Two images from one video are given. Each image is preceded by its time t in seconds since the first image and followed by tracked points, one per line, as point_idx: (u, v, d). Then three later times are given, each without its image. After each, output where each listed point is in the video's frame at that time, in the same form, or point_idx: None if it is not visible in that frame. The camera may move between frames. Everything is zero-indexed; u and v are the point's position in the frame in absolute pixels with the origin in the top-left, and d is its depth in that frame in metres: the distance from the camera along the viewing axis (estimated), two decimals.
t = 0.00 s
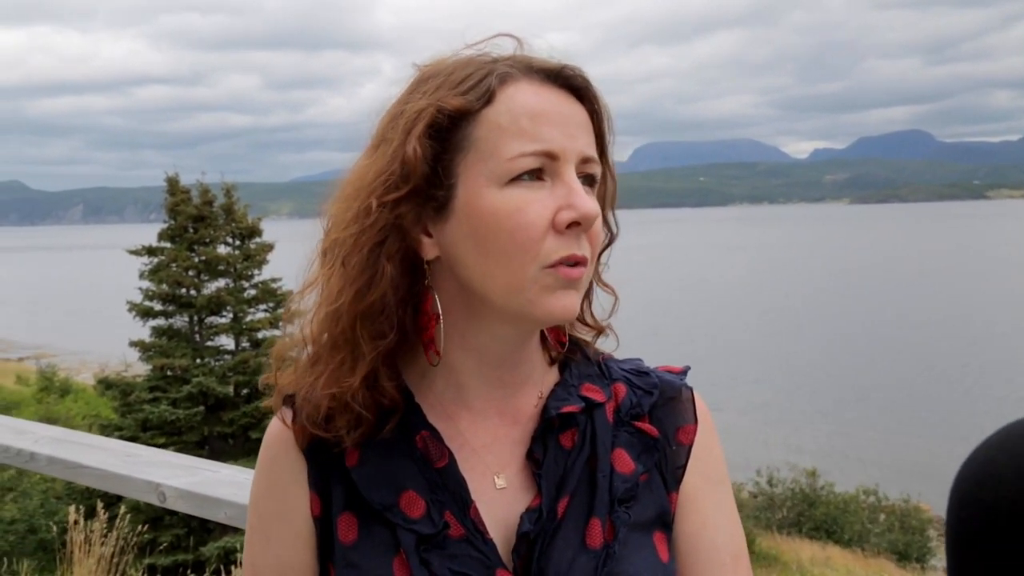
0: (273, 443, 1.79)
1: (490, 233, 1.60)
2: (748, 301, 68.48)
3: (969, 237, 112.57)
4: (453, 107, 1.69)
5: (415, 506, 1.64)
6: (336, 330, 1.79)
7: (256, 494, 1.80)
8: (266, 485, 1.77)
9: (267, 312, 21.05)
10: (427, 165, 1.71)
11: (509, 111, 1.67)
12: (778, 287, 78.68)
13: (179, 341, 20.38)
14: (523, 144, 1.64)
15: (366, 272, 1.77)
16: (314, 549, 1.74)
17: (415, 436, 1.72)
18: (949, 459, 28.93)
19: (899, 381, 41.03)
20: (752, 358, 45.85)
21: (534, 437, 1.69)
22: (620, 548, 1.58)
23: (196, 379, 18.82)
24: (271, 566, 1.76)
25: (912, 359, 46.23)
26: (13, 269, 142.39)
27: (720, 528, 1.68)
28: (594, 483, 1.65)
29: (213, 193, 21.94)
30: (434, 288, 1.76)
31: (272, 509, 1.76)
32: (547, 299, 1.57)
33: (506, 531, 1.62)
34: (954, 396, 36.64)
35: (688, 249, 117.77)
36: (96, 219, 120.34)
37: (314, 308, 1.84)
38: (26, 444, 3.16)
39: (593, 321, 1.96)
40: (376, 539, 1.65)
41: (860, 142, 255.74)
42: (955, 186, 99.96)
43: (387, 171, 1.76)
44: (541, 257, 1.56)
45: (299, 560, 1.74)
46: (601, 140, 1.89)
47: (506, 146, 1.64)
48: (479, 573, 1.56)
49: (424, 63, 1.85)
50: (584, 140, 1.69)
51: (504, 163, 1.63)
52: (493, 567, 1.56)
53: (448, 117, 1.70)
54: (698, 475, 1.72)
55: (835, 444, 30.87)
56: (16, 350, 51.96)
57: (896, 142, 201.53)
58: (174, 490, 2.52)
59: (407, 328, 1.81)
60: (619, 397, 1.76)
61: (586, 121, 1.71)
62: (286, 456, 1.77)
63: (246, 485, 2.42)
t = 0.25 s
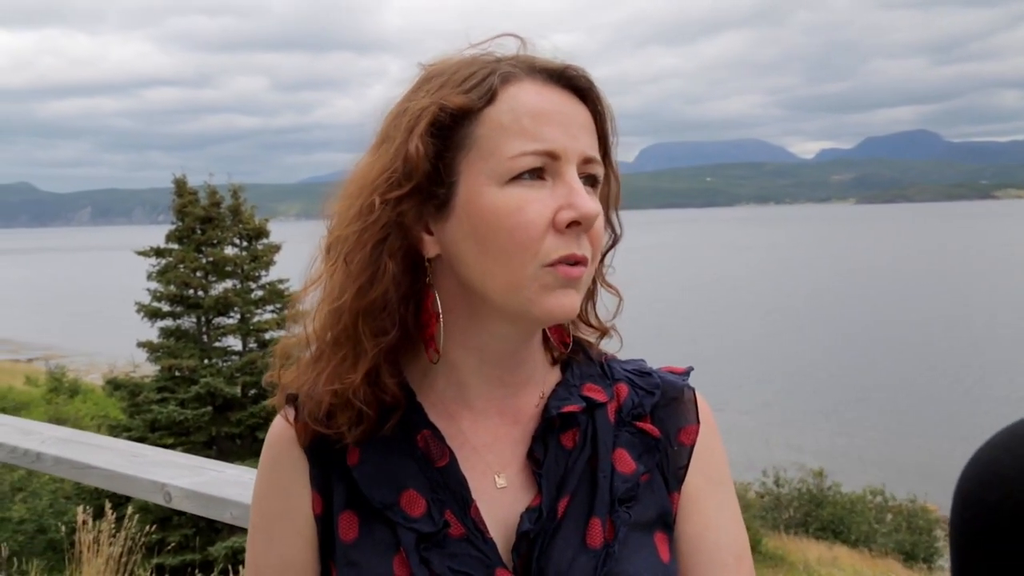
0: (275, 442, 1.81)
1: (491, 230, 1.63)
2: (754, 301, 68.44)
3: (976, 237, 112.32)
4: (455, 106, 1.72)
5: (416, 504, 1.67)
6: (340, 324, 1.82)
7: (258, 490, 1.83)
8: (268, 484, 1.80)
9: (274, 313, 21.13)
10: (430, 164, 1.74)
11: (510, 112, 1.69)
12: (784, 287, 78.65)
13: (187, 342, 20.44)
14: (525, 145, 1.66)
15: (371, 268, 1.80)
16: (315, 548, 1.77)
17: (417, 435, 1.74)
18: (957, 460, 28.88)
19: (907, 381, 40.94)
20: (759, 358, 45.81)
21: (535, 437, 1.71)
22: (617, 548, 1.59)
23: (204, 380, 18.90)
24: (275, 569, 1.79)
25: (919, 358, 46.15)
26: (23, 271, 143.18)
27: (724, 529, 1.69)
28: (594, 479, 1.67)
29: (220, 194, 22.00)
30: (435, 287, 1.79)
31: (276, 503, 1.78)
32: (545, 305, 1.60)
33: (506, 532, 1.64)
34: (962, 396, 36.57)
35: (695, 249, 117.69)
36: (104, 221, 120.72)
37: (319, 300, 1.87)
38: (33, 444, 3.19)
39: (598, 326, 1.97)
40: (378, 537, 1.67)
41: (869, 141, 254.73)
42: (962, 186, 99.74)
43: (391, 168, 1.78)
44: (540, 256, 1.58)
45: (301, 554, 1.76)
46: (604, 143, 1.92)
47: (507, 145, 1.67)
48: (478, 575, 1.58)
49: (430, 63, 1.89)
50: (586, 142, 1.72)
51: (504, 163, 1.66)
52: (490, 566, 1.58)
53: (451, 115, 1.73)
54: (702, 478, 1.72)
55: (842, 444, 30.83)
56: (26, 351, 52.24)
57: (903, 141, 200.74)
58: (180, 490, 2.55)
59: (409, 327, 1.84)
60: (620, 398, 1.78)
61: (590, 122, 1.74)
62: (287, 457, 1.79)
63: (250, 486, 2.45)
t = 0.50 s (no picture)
0: (277, 440, 1.82)
1: (491, 231, 1.63)
2: (761, 300, 68.36)
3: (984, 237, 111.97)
4: (458, 106, 1.73)
5: (416, 505, 1.68)
6: (344, 323, 1.83)
7: (261, 489, 1.84)
8: (271, 482, 1.81)
9: (281, 313, 21.18)
10: (433, 165, 1.75)
11: (513, 113, 1.70)
12: (791, 286, 78.56)
13: (194, 342, 20.48)
14: (528, 145, 1.67)
15: (375, 265, 1.81)
16: (316, 548, 1.77)
17: (418, 435, 1.75)
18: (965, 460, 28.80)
19: (915, 380, 40.80)
20: (766, 358, 45.73)
21: (536, 438, 1.71)
22: (617, 549, 1.59)
23: (211, 379, 18.94)
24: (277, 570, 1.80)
25: (926, 358, 46.02)
26: (32, 270, 143.74)
27: (726, 531, 1.69)
28: (594, 480, 1.67)
29: (227, 194, 22.04)
30: (439, 286, 1.80)
31: (277, 501, 1.79)
32: (545, 306, 1.61)
33: (505, 531, 1.64)
34: (970, 396, 36.46)
35: (702, 249, 117.54)
36: (111, 221, 121.08)
37: (323, 298, 1.88)
38: (38, 445, 3.20)
39: (602, 328, 1.97)
40: (378, 537, 1.68)
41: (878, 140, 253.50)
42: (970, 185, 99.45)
43: (394, 166, 1.79)
44: (540, 256, 1.59)
45: (301, 552, 1.77)
46: (610, 146, 1.92)
47: (511, 144, 1.68)
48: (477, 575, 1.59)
49: (436, 62, 1.90)
50: (589, 144, 1.73)
51: (508, 162, 1.67)
52: (488, 567, 1.59)
53: (454, 116, 1.74)
54: (703, 481, 1.71)
55: (849, 443, 30.75)
56: (34, 350, 52.39)
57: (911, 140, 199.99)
58: (183, 492, 2.56)
59: (411, 326, 1.85)
60: (622, 400, 1.77)
61: (593, 124, 1.75)
62: (289, 455, 1.80)
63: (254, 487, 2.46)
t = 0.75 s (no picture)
0: (277, 438, 1.80)
1: (491, 231, 1.61)
2: (768, 300, 68.24)
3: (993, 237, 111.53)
4: (462, 104, 1.71)
5: (414, 502, 1.66)
6: (344, 321, 1.81)
7: (260, 488, 1.82)
8: (269, 481, 1.79)
9: (287, 312, 21.21)
10: (436, 161, 1.73)
11: (516, 112, 1.68)
12: (798, 286, 78.40)
13: (201, 340, 20.50)
14: (530, 146, 1.65)
15: (375, 264, 1.79)
16: (315, 545, 1.76)
17: (417, 433, 1.73)
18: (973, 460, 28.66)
19: (923, 380, 40.63)
20: (773, 357, 45.61)
21: (538, 439, 1.68)
22: (616, 550, 1.55)
23: (217, 378, 18.96)
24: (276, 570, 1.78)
25: (934, 357, 45.87)
26: (42, 270, 144.42)
27: (726, 533, 1.65)
28: (594, 480, 1.64)
29: (234, 193, 22.07)
30: (440, 287, 1.77)
31: (276, 498, 1.77)
32: (545, 306, 1.59)
33: (503, 531, 1.62)
34: (978, 396, 36.31)
35: (708, 249, 117.35)
36: (118, 220, 121.38)
37: (325, 295, 1.86)
38: (40, 444, 3.18)
39: (607, 328, 1.93)
40: (378, 540, 1.66)
41: (888, 139, 252.48)
42: (978, 185, 99.05)
43: (398, 166, 1.77)
44: (540, 257, 1.57)
45: (300, 551, 1.76)
46: (614, 145, 1.89)
47: (513, 143, 1.65)
48: None
49: (440, 60, 1.88)
50: (593, 145, 1.70)
51: (510, 161, 1.64)
52: (487, 568, 1.56)
53: (458, 113, 1.72)
54: (709, 483, 1.67)
55: (857, 443, 30.66)
56: (42, 349, 52.58)
57: (921, 139, 199.24)
58: (186, 491, 2.55)
59: (413, 324, 1.84)
60: (625, 401, 1.74)
61: (598, 123, 1.72)
62: (290, 452, 1.78)
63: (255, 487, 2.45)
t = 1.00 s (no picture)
0: (276, 432, 1.78)
1: (493, 229, 1.59)
2: (774, 300, 68.12)
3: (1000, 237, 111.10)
4: (467, 103, 1.69)
5: (409, 495, 1.64)
6: (344, 316, 1.80)
7: (257, 482, 1.80)
8: (267, 475, 1.77)
9: (292, 310, 21.21)
10: (440, 158, 1.71)
11: (521, 111, 1.66)
12: (803, 285, 78.25)
13: (206, 338, 20.51)
14: (533, 145, 1.63)
15: (376, 260, 1.77)
16: (310, 540, 1.73)
17: (414, 429, 1.71)
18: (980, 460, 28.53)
19: (929, 380, 40.48)
20: (778, 357, 45.52)
21: (536, 434, 1.66)
22: (613, 546, 1.53)
23: (222, 376, 18.97)
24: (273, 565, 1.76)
25: (940, 357, 45.72)
26: (49, 267, 145.02)
27: (727, 532, 1.61)
28: (593, 478, 1.62)
29: (240, 191, 22.09)
30: (441, 283, 1.76)
31: (273, 493, 1.76)
32: (545, 304, 1.57)
33: (499, 528, 1.60)
34: (985, 397, 36.17)
35: (714, 248, 117.16)
36: (125, 218, 121.65)
37: (326, 289, 1.85)
38: (42, 443, 3.17)
39: (612, 329, 1.90)
40: (372, 534, 1.63)
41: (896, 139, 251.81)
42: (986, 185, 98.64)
43: (402, 162, 1.75)
44: (540, 257, 1.56)
45: (296, 545, 1.74)
46: (620, 147, 1.87)
47: (517, 142, 1.63)
48: (467, 570, 1.54)
49: (448, 59, 1.86)
50: (598, 145, 1.68)
51: (513, 161, 1.62)
52: (482, 565, 1.54)
53: (462, 111, 1.70)
54: (709, 483, 1.64)
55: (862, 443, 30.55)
56: (48, 347, 52.70)
57: (928, 139, 198.67)
58: (186, 489, 2.53)
59: (413, 321, 1.82)
60: (626, 399, 1.71)
61: (603, 124, 1.70)
62: (288, 446, 1.76)
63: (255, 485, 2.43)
